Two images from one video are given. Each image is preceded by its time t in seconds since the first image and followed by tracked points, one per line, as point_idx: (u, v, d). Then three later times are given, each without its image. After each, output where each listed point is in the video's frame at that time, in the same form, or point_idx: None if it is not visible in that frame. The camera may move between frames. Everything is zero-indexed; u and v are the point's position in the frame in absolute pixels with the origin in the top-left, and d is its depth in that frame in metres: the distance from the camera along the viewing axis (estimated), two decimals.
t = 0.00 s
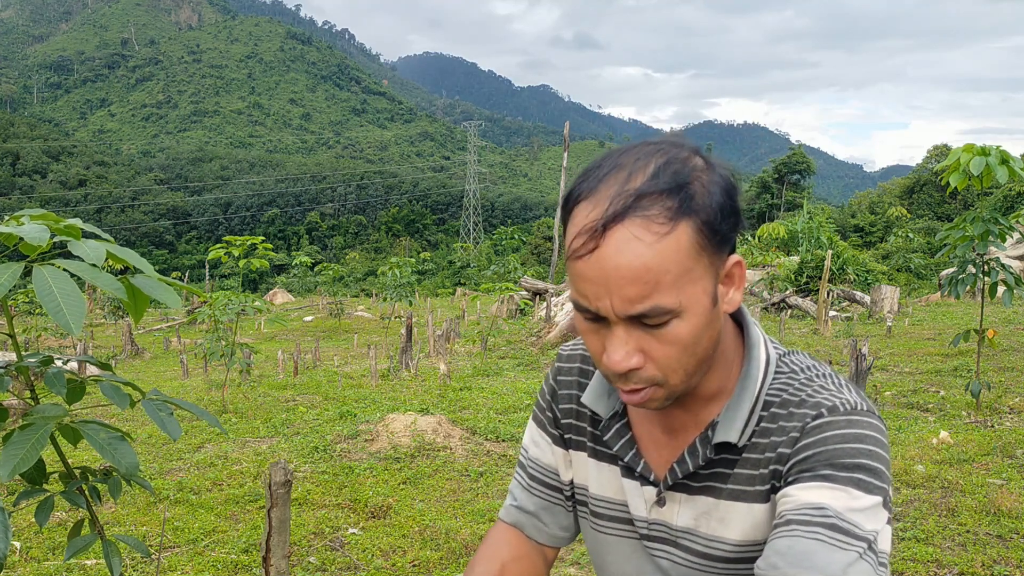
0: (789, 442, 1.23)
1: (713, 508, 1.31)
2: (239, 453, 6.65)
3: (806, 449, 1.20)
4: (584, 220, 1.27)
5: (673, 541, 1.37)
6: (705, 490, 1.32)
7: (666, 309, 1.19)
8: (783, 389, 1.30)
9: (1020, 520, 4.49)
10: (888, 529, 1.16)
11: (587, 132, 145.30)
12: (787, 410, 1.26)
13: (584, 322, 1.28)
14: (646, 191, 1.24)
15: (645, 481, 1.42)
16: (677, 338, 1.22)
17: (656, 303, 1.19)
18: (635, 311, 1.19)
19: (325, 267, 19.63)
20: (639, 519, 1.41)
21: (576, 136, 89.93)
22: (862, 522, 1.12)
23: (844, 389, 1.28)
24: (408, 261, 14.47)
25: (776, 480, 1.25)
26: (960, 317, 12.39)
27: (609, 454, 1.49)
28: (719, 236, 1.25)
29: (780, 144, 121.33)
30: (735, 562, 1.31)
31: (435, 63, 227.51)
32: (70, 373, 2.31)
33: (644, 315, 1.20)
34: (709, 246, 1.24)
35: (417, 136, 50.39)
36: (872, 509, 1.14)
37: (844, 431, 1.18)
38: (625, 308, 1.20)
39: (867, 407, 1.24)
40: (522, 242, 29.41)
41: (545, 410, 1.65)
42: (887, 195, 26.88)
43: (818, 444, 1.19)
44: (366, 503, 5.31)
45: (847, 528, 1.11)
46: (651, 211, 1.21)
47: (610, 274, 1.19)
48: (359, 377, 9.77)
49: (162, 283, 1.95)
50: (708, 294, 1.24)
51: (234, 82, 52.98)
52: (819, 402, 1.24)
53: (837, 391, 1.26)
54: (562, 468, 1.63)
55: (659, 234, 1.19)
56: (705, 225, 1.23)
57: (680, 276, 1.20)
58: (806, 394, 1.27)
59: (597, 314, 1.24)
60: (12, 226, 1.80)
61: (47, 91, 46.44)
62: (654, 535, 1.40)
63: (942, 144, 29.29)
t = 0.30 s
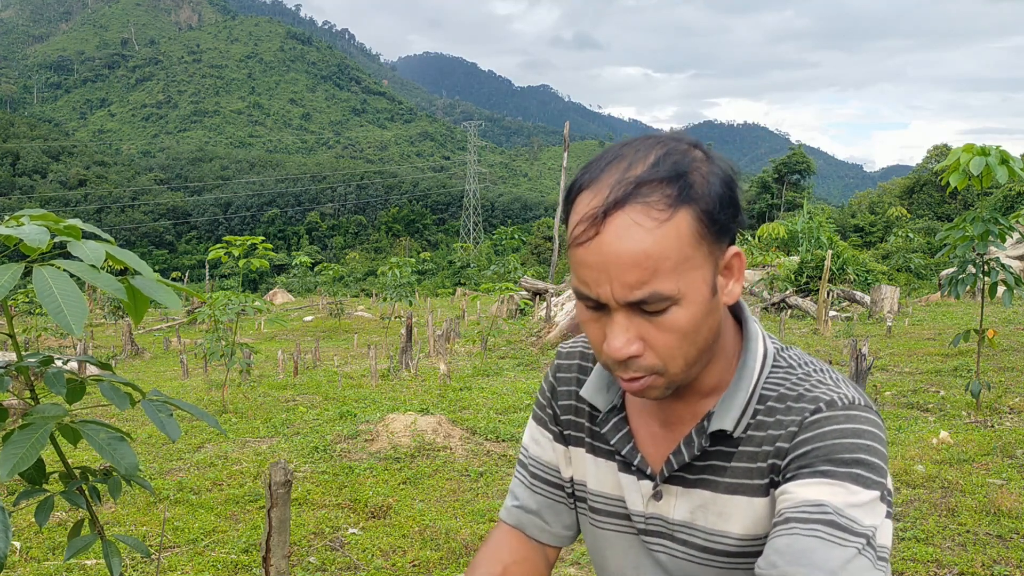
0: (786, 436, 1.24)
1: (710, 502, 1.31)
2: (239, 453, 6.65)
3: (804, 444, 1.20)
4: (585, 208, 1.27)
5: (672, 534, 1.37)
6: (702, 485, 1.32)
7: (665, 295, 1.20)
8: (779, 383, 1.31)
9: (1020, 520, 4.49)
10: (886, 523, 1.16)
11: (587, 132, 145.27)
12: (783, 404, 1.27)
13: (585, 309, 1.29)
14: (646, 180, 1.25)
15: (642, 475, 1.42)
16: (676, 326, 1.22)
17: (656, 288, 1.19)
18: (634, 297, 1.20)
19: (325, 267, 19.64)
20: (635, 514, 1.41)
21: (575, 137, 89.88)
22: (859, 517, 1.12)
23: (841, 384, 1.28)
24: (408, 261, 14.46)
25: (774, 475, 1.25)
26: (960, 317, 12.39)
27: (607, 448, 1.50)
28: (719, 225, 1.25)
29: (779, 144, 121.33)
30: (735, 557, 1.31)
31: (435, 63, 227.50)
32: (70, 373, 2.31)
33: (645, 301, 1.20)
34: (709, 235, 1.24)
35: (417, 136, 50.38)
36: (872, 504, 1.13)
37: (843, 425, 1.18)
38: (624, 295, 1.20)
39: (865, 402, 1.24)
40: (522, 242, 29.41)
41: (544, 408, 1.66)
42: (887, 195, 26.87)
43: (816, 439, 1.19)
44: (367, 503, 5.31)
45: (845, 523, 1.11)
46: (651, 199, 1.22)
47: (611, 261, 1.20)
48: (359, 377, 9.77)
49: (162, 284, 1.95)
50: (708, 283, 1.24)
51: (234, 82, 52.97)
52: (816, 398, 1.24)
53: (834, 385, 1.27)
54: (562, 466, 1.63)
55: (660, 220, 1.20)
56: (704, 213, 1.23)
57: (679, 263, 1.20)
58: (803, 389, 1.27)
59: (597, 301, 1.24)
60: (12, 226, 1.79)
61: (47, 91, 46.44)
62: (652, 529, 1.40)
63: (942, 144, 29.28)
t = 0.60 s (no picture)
0: (783, 436, 1.23)
1: (708, 501, 1.31)
2: (239, 453, 6.65)
3: (800, 442, 1.20)
4: (600, 170, 1.37)
5: (670, 535, 1.37)
6: (700, 483, 1.32)
7: (685, 238, 1.29)
8: (775, 381, 1.31)
9: (1020, 520, 4.49)
10: (882, 521, 1.16)
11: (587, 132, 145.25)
12: (780, 402, 1.27)
13: (601, 266, 1.35)
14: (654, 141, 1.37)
15: (641, 475, 1.41)
16: (694, 270, 1.30)
17: (677, 229, 1.29)
18: (658, 239, 1.29)
19: (325, 267, 19.62)
20: (634, 513, 1.41)
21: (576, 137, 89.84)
22: (855, 516, 1.12)
23: (838, 382, 1.28)
24: (408, 261, 14.46)
25: (770, 474, 1.25)
26: (960, 317, 12.39)
27: (605, 446, 1.50)
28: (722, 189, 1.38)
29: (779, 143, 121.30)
30: (736, 557, 1.30)
31: (435, 63, 227.52)
32: (69, 373, 2.31)
33: (662, 244, 1.29)
34: (715, 194, 1.36)
35: (417, 136, 50.38)
36: (866, 504, 1.13)
37: (836, 423, 1.18)
38: (649, 237, 1.29)
39: (860, 400, 1.24)
40: (522, 242, 29.39)
41: (544, 408, 1.66)
42: (887, 195, 26.86)
43: (812, 437, 1.19)
44: (366, 503, 5.31)
45: (839, 523, 1.11)
46: (664, 154, 1.34)
47: (633, 206, 1.30)
48: (359, 377, 9.77)
49: (161, 284, 1.95)
50: (716, 239, 1.34)
51: (234, 82, 52.95)
52: (812, 396, 1.23)
53: (831, 384, 1.26)
54: (561, 465, 1.62)
55: (676, 170, 1.32)
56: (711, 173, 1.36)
57: (693, 209, 1.31)
58: (800, 386, 1.27)
59: (619, 247, 1.31)
60: (11, 227, 1.79)
61: (47, 91, 46.44)
62: (650, 530, 1.39)
63: (942, 144, 29.27)
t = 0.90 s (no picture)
0: (781, 430, 1.23)
1: (709, 495, 1.31)
2: (239, 453, 6.65)
3: (798, 436, 1.20)
4: (602, 154, 1.41)
5: (671, 531, 1.37)
6: (698, 477, 1.32)
7: (691, 215, 1.32)
8: (772, 375, 1.32)
9: (1020, 519, 4.49)
10: (881, 514, 1.16)
11: (587, 132, 145.26)
12: (778, 396, 1.27)
13: (607, 244, 1.37)
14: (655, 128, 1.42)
15: (641, 473, 1.41)
16: (699, 247, 1.32)
17: (685, 204, 1.32)
18: (668, 212, 1.32)
19: (325, 267, 19.63)
20: (634, 510, 1.41)
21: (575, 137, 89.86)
22: (852, 508, 1.12)
23: (834, 377, 1.28)
24: (408, 261, 14.46)
25: (770, 467, 1.25)
26: (960, 317, 12.39)
27: (604, 443, 1.50)
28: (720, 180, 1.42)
29: (779, 143, 121.37)
30: (737, 554, 1.30)
31: (435, 63, 227.53)
32: (70, 373, 2.31)
33: (671, 217, 1.32)
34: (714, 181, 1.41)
35: (417, 136, 50.38)
36: (863, 495, 1.13)
37: (835, 416, 1.18)
38: (657, 209, 1.32)
39: (858, 394, 1.24)
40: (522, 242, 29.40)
41: (543, 408, 1.67)
42: (887, 195, 26.87)
43: (810, 430, 1.19)
44: (367, 503, 5.31)
45: (835, 517, 1.11)
46: (666, 138, 1.38)
47: (641, 182, 1.33)
48: (359, 377, 9.77)
49: (160, 284, 1.96)
50: (718, 222, 1.37)
51: (234, 82, 52.93)
52: (810, 390, 1.24)
53: (828, 378, 1.26)
54: (561, 466, 1.62)
55: (678, 152, 1.36)
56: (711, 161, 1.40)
57: (698, 187, 1.35)
58: (798, 381, 1.27)
59: (626, 221, 1.34)
60: (11, 227, 1.79)
61: (47, 91, 46.45)
62: (650, 526, 1.39)
63: (942, 144, 29.26)
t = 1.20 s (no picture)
0: (778, 428, 1.24)
1: (709, 495, 1.31)
2: (239, 453, 6.66)
3: (796, 434, 1.20)
4: (615, 151, 1.40)
5: (670, 530, 1.36)
6: (697, 476, 1.32)
7: (706, 213, 1.33)
8: (772, 374, 1.32)
9: (1020, 520, 4.48)
10: (876, 512, 1.16)
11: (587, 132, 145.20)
12: (776, 395, 1.27)
13: (622, 241, 1.36)
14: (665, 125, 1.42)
15: (640, 471, 1.41)
16: (715, 245, 1.34)
17: (702, 203, 1.33)
18: (685, 210, 1.32)
19: (325, 267, 19.63)
20: (633, 510, 1.41)
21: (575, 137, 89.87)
22: (848, 505, 1.12)
23: (833, 375, 1.28)
24: (408, 261, 14.45)
25: (767, 467, 1.25)
26: (960, 317, 12.39)
27: (605, 443, 1.50)
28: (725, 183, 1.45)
29: (779, 143, 121.35)
30: (736, 553, 1.30)
31: (435, 63, 227.54)
32: (69, 373, 2.31)
33: (687, 215, 1.33)
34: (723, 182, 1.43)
35: (417, 136, 50.39)
36: (861, 494, 1.13)
37: (833, 415, 1.18)
38: (675, 207, 1.32)
39: (855, 393, 1.24)
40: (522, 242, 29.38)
41: (543, 408, 1.67)
42: (887, 195, 26.87)
43: (808, 430, 1.19)
44: (367, 503, 5.31)
45: (831, 516, 1.11)
46: (681, 136, 1.38)
47: (659, 178, 1.33)
48: (359, 377, 9.77)
49: (160, 284, 1.95)
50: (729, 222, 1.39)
51: (234, 82, 52.93)
52: (808, 389, 1.24)
53: (826, 377, 1.27)
54: (561, 465, 1.62)
55: (692, 150, 1.37)
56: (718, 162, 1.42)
57: (710, 186, 1.36)
58: (796, 380, 1.27)
59: (643, 218, 1.34)
60: (12, 226, 1.79)
61: (48, 91, 46.46)
62: (649, 525, 1.39)
63: (942, 144, 29.25)
